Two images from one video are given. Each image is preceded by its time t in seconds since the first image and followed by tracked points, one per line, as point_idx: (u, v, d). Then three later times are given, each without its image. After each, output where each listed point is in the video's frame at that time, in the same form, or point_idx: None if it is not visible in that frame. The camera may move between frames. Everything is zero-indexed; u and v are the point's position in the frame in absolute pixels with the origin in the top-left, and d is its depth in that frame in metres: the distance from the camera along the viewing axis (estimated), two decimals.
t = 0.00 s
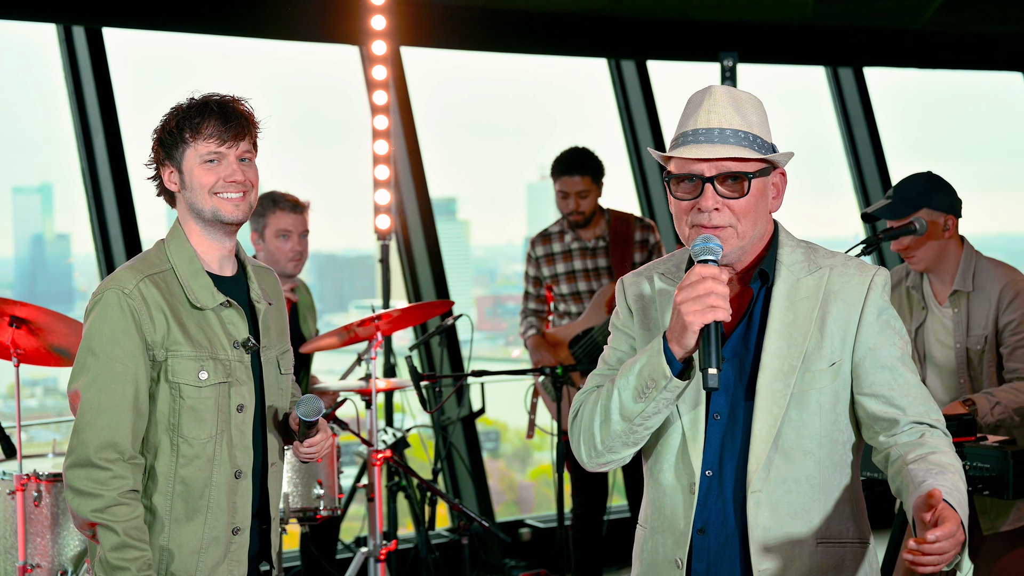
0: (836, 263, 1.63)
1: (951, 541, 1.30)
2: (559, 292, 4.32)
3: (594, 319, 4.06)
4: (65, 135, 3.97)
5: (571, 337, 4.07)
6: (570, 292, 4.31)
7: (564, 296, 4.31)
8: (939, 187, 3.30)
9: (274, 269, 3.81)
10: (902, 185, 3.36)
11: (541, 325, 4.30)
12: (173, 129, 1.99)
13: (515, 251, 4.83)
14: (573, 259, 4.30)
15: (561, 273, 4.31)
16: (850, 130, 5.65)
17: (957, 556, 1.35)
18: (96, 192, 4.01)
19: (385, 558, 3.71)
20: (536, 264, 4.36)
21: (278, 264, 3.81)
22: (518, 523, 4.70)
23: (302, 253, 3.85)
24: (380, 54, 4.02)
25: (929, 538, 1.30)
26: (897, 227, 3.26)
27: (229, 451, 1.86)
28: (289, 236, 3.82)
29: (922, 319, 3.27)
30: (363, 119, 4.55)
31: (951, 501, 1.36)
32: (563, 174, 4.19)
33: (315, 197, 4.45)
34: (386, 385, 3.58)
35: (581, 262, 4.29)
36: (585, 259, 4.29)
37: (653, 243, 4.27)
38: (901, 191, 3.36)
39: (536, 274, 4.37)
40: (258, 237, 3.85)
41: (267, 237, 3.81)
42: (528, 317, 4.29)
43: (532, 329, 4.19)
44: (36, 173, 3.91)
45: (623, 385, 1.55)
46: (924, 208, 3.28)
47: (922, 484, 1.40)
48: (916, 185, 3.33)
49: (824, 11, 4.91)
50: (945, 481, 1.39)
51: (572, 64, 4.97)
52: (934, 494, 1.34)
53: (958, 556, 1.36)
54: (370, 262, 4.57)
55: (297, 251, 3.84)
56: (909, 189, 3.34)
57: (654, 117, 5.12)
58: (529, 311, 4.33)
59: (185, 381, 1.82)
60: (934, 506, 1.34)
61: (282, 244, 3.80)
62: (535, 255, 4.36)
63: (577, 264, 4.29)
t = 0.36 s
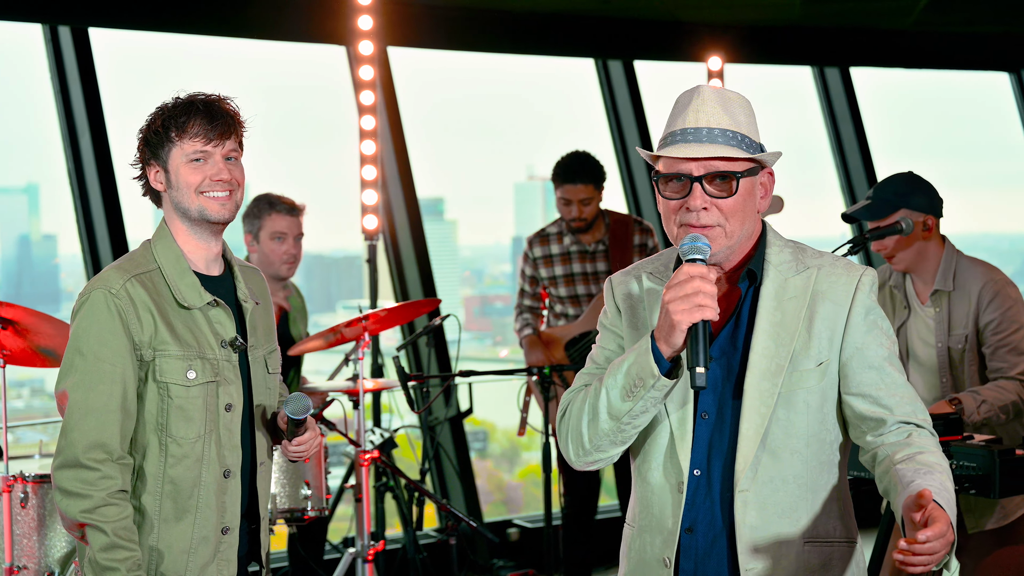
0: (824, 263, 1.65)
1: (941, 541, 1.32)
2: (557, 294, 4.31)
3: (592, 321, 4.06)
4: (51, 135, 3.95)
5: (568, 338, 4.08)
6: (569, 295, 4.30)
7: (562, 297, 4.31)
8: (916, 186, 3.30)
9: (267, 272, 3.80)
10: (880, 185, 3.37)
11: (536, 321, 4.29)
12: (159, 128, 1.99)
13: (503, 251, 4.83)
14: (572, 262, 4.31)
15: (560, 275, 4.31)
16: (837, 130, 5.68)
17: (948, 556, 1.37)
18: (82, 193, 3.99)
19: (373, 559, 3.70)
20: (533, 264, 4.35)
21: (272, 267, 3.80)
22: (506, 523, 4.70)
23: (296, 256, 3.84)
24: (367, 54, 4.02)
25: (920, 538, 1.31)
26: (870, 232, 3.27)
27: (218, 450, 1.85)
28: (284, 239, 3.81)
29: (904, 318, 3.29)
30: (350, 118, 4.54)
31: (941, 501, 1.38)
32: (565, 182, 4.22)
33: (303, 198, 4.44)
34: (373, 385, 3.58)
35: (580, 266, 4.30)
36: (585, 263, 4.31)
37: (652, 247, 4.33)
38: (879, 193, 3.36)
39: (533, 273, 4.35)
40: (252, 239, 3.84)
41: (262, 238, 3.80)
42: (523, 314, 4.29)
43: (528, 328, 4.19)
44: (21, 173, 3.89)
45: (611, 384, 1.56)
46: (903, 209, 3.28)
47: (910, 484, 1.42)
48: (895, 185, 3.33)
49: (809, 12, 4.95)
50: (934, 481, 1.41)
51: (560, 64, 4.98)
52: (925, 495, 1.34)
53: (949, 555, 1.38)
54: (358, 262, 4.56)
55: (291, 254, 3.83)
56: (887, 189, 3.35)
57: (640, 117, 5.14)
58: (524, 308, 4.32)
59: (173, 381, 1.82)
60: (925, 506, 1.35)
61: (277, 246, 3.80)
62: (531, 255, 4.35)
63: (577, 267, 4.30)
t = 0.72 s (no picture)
0: (814, 263, 1.66)
1: (936, 540, 1.33)
2: (565, 293, 4.33)
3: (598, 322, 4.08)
4: (41, 135, 3.94)
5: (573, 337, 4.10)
6: (576, 295, 4.32)
7: (570, 297, 4.33)
8: (894, 190, 3.34)
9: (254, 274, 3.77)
10: (860, 189, 3.41)
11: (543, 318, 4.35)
12: (149, 130, 1.98)
13: (494, 251, 4.82)
14: (581, 262, 4.29)
15: (569, 275, 4.31)
16: (828, 131, 5.71)
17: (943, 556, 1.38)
18: (73, 193, 3.97)
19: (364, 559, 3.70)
20: (543, 262, 4.35)
21: (259, 269, 3.77)
22: (498, 523, 4.70)
23: (283, 259, 3.80)
24: (357, 54, 4.03)
25: (915, 537, 1.32)
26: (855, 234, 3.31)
27: (208, 450, 1.86)
28: (272, 243, 3.80)
29: (888, 320, 3.30)
30: (341, 118, 4.53)
31: (933, 500, 1.39)
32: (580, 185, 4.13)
33: (294, 198, 4.43)
34: (365, 385, 3.58)
35: (590, 266, 4.29)
36: (594, 264, 4.29)
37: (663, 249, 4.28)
38: (858, 196, 3.40)
39: (542, 271, 4.36)
40: (242, 242, 3.84)
41: (251, 242, 3.80)
42: (529, 310, 4.35)
43: (534, 327, 4.24)
44: (12, 173, 3.88)
45: (602, 383, 1.57)
46: (880, 212, 3.32)
47: (903, 483, 1.44)
48: (873, 188, 3.37)
49: (799, 12, 4.97)
50: (926, 481, 1.43)
51: (551, 64, 4.99)
52: (918, 494, 1.38)
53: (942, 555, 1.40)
54: (349, 262, 4.55)
55: (279, 259, 3.80)
56: (865, 193, 3.38)
57: (631, 117, 5.15)
58: (532, 303, 4.39)
59: (164, 380, 1.82)
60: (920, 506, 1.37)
61: (264, 250, 3.78)
62: (542, 253, 4.34)
63: (586, 268, 4.29)
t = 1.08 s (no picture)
0: (804, 263, 1.67)
1: (926, 539, 1.34)
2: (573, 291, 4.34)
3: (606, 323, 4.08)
4: (32, 135, 3.93)
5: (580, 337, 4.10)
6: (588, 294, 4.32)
7: (580, 295, 4.31)
8: (871, 190, 3.34)
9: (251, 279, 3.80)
10: (838, 190, 3.42)
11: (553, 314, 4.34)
12: (166, 144, 1.89)
13: (486, 251, 4.81)
14: (592, 260, 4.33)
15: (579, 272, 4.35)
16: (818, 130, 5.73)
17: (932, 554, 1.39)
18: (64, 194, 3.96)
19: (356, 559, 3.70)
20: (554, 259, 4.39)
21: (255, 274, 3.80)
22: (489, 523, 4.71)
23: (279, 263, 3.83)
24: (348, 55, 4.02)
25: (906, 536, 1.33)
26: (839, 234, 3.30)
27: (202, 456, 1.86)
28: (268, 247, 3.80)
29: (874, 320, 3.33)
30: (332, 117, 4.53)
31: (924, 500, 1.41)
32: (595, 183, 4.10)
33: (287, 197, 4.43)
34: (356, 386, 3.58)
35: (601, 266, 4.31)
36: (605, 262, 4.31)
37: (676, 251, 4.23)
38: (836, 198, 3.42)
39: (554, 267, 4.40)
40: (237, 243, 3.83)
41: (248, 244, 3.79)
42: (539, 306, 4.36)
43: (542, 322, 4.25)
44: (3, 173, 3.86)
45: (592, 382, 1.58)
46: (858, 213, 3.34)
47: (893, 482, 1.45)
48: (851, 190, 3.38)
49: (788, 13, 4.99)
50: (917, 480, 1.44)
51: (543, 63, 5.00)
52: (909, 493, 1.38)
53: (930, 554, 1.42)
54: (341, 262, 4.55)
55: (275, 262, 3.83)
56: (845, 195, 3.39)
57: (622, 116, 5.15)
58: (542, 299, 4.39)
59: (160, 387, 1.81)
60: (910, 505, 1.37)
61: (261, 254, 3.79)
62: (554, 250, 4.39)
63: (596, 265, 4.32)
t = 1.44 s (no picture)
0: (797, 263, 1.68)
1: (922, 539, 1.34)
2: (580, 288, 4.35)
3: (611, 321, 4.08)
4: (23, 135, 3.91)
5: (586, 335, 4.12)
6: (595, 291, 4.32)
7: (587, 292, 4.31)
8: (860, 186, 3.38)
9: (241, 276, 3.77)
10: (828, 186, 3.45)
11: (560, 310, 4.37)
12: (146, 144, 1.86)
13: (479, 251, 4.82)
14: (600, 257, 4.33)
15: (586, 269, 4.34)
16: (811, 130, 5.75)
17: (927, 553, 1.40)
18: (55, 193, 3.95)
19: (349, 559, 3.69)
20: (562, 255, 4.39)
21: (247, 271, 3.77)
22: (483, 523, 4.71)
23: (272, 261, 3.81)
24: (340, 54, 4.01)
25: (902, 536, 1.33)
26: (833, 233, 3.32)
27: (215, 463, 1.85)
28: (261, 245, 3.78)
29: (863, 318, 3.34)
30: (326, 116, 4.52)
31: (919, 499, 1.42)
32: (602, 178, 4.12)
33: (280, 197, 4.42)
34: (348, 386, 3.57)
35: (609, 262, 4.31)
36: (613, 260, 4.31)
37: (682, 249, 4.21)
38: (826, 191, 3.44)
39: (561, 263, 4.40)
40: (231, 243, 3.82)
41: (240, 242, 3.78)
42: (547, 303, 4.38)
43: (548, 317, 4.29)
44: None
45: (584, 380, 1.59)
46: (847, 208, 3.37)
47: (888, 481, 1.46)
48: (840, 185, 3.41)
49: (780, 13, 5.01)
50: (911, 479, 1.45)
51: (536, 63, 5.00)
52: (905, 492, 1.39)
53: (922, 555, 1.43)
54: (333, 262, 4.55)
55: (268, 259, 3.81)
56: (837, 190, 3.41)
57: (615, 116, 5.16)
58: (551, 296, 4.41)
59: (167, 397, 1.81)
60: (905, 504, 1.39)
61: (253, 251, 3.77)
62: (563, 246, 4.38)
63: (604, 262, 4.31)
